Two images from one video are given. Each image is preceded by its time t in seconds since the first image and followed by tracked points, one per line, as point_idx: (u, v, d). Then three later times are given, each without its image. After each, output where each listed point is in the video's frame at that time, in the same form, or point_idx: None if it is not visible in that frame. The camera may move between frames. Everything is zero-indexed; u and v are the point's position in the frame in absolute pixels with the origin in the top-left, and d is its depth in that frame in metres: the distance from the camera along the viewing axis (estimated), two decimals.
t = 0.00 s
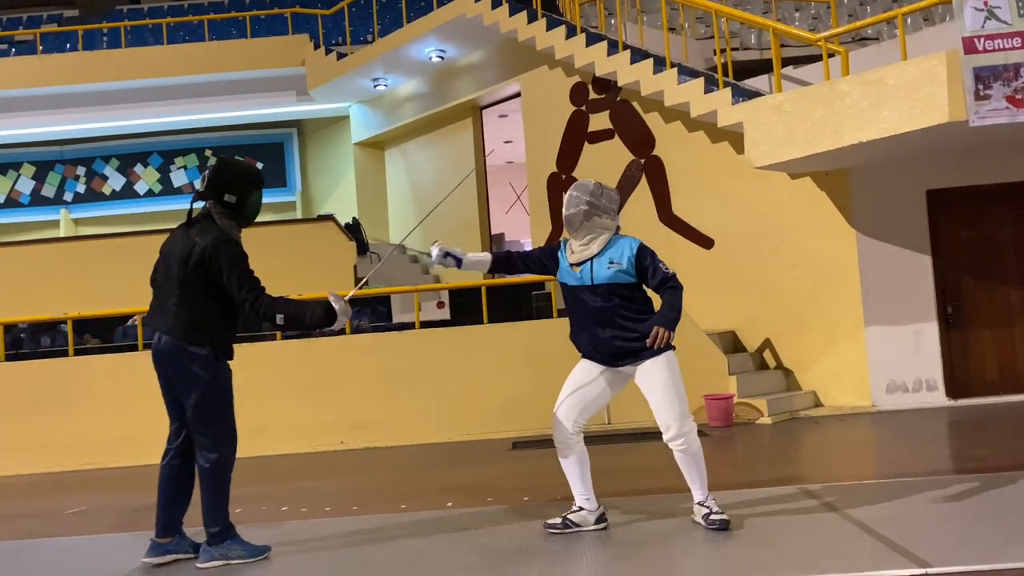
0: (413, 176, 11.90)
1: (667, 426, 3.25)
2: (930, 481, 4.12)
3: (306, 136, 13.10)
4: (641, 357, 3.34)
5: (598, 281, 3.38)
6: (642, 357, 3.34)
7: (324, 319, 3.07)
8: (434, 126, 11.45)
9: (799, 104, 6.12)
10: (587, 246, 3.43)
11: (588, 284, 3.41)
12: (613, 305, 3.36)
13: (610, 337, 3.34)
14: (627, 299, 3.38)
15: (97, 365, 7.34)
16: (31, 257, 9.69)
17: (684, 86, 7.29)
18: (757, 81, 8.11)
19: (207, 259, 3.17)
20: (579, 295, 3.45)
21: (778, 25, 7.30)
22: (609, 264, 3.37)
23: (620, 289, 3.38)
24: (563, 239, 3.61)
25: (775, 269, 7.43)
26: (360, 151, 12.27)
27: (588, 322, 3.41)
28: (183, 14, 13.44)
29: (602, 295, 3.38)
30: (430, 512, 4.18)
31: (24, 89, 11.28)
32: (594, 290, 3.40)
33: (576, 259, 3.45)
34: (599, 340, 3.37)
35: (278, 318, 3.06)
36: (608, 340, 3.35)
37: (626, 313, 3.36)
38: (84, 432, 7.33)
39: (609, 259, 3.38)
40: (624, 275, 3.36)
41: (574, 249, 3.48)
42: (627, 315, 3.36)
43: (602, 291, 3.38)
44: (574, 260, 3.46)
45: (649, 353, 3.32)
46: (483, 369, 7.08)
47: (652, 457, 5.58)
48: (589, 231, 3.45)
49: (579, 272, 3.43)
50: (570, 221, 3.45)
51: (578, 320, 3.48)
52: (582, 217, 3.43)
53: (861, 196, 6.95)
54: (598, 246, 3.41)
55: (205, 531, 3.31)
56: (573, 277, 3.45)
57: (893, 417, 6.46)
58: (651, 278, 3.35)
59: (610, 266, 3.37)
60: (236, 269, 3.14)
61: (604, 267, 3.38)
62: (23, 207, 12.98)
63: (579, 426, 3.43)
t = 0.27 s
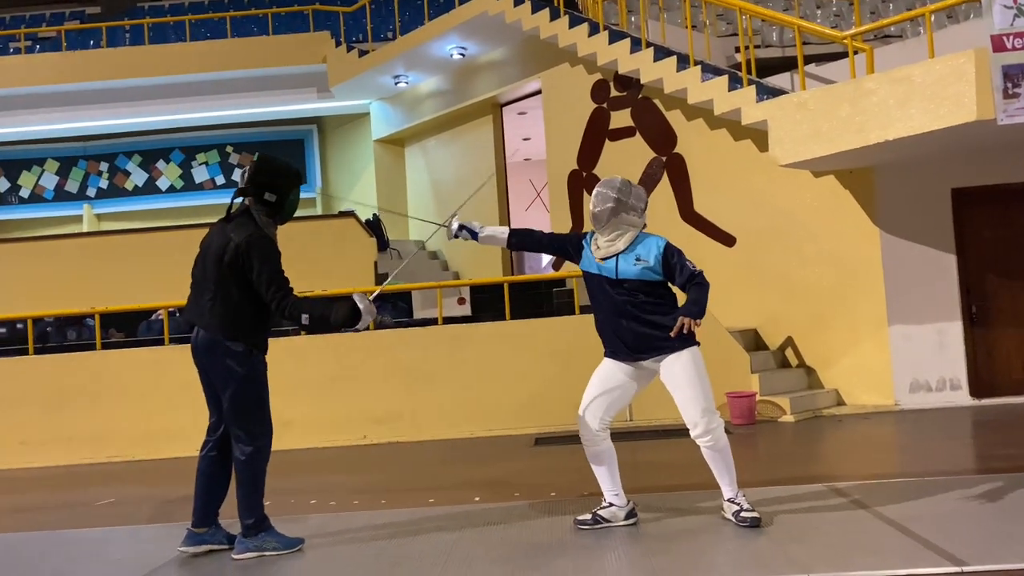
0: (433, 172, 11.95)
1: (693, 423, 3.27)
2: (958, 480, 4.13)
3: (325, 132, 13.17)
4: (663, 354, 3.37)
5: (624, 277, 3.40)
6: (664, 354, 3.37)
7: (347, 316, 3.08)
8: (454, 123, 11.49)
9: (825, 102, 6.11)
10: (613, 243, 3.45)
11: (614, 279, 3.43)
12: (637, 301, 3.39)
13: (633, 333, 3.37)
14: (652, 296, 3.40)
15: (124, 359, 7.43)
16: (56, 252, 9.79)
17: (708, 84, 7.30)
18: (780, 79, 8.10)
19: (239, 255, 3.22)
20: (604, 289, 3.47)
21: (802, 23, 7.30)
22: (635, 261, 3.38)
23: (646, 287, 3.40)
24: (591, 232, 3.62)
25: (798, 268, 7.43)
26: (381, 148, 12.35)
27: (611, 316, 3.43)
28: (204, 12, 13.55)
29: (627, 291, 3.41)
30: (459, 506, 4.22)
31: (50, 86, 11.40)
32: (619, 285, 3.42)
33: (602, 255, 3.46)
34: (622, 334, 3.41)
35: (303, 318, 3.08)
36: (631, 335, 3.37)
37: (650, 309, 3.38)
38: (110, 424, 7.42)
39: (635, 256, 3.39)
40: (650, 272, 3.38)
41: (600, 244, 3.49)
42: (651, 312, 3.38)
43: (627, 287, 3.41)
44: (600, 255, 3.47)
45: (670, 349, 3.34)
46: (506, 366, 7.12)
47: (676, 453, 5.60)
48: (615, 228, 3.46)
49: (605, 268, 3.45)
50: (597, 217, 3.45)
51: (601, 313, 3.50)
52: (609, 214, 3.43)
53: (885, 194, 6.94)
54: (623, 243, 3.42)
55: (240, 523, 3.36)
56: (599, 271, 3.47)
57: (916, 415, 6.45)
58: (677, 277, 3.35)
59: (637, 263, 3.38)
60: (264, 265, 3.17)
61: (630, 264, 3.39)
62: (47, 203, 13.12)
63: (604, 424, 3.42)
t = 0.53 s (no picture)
0: (449, 169, 11.99)
1: (715, 420, 3.29)
2: (979, 480, 4.11)
3: (342, 129, 13.24)
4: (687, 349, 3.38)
5: (648, 272, 3.41)
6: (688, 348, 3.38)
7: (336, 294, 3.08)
8: (471, 120, 11.51)
9: (844, 101, 6.09)
10: (638, 239, 3.47)
11: (638, 275, 3.44)
12: (661, 296, 3.40)
13: (655, 328, 3.38)
14: (675, 291, 3.42)
15: (144, 352, 7.50)
16: (77, 246, 9.88)
17: (727, 82, 7.30)
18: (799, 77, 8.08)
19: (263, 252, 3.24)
20: (627, 286, 3.49)
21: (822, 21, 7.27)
22: (659, 256, 3.40)
23: (670, 282, 3.41)
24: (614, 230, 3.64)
25: (816, 267, 7.42)
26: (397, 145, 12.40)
27: (634, 312, 3.44)
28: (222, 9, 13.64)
29: (651, 286, 3.42)
30: (480, 501, 4.25)
31: (70, 82, 11.51)
32: (643, 280, 3.43)
33: (626, 251, 3.48)
34: (645, 330, 3.41)
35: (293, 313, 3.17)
36: (654, 330, 3.38)
37: (672, 305, 3.40)
38: (130, 417, 7.51)
39: (660, 251, 3.41)
40: (674, 267, 3.40)
41: (624, 241, 3.51)
42: (675, 306, 3.40)
43: (651, 281, 3.42)
44: (624, 252, 3.49)
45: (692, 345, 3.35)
46: (523, 362, 7.14)
47: (693, 451, 5.61)
48: (639, 224, 3.49)
49: (629, 263, 3.46)
50: (620, 213, 3.47)
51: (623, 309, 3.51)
52: (632, 210, 3.45)
53: (904, 193, 6.91)
54: (648, 240, 3.45)
55: (263, 515, 3.39)
56: (622, 267, 3.49)
57: (934, 416, 6.43)
58: (701, 272, 3.37)
59: (661, 258, 3.40)
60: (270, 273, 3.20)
61: (654, 259, 3.41)
62: (67, 197, 13.26)
63: (625, 420, 3.43)
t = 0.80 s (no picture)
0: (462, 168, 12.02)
1: (726, 418, 3.30)
2: (990, 481, 4.10)
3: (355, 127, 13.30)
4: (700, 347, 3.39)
5: (663, 269, 3.44)
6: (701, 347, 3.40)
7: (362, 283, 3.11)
8: (484, 119, 11.54)
9: (858, 101, 6.08)
10: (654, 236, 3.49)
11: (654, 272, 3.47)
12: (675, 293, 3.42)
13: (669, 326, 3.41)
14: (691, 289, 3.43)
15: (158, 347, 7.57)
16: (92, 242, 9.97)
17: (740, 81, 7.30)
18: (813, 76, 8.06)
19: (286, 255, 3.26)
20: (644, 283, 3.51)
21: (836, 20, 7.26)
22: (675, 253, 3.42)
23: (685, 279, 3.43)
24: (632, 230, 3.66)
25: (828, 266, 7.42)
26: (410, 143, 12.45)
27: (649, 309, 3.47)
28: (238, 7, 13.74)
29: (665, 283, 3.44)
30: (489, 496, 4.28)
31: (87, 79, 11.60)
32: (659, 277, 3.46)
33: (642, 248, 3.51)
34: (661, 327, 3.43)
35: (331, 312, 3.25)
36: (669, 328, 3.41)
37: (687, 303, 3.42)
38: (145, 411, 7.58)
39: (675, 248, 3.42)
40: (689, 264, 3.41)
41: (641, 238, 3.54)
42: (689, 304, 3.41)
43: (666, 278, 3.44)
44: (641, 249, 3.52)
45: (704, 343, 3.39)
46: (534, 360, 7.17)
47: (703, 449, 5.62)
48: (656, 221, 3.49)
49: (645, 260, 3.49)
50: (637, 210, 3.49)
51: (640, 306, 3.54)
52: (648, 206, 3.46)
53: (917, 193, 6.89)
54: (664, 236, 3.46)
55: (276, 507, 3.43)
56: (639, 265, 3.51)
57: (945, 416, 6.42)
58: (715, 269, 3.39)
59: (676, 254, 3.41)
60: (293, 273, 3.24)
61: (670, 256, 3.43)
62: (83, 193, 13.38)
63: (637, 417, 3.46)
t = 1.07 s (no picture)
0: (470, 166, 12.04)
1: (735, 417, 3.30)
2: (994, 481, 4.10)
3: (365, 125, 13.36)
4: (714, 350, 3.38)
5: (677, 272, 3.43)
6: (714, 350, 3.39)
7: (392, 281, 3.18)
8: (493, 118, 11.56)
9: (866, 100, 6.07)
10: (662, 238, 3.49)
11: (666, 275, 3.46)
12: (687, 295, 3.40)
13: (683, 328, 3.38)
14: (703, 293, 3.42)
15: (168, 344, 7.64)
16: (103, 239, 10.05)
17: (748, 80, 7.30)
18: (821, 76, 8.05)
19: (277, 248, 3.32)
20: (655, 288, 3.49)
21: (844, 20, 7.24)
22: (687, 255, 3.43)
23: (697, 282, 3.42)
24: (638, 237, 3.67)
25: (836, 266, 7.41)
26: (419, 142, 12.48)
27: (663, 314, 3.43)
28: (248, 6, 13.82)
29: (678, 285, 3.42)
30: (494, 493, 4.31)
31: (99, 78, 11.69)
32: (671, 280, 3.44)
33: (653, 251, 3.51)
34: (675, 331, 3.40)
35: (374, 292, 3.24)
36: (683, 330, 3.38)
37: (700, 305, 3.41)
38: (154, 407, 7.64)
39: (687, 250, 3.44)
40: (702, 267, 3.42)
41: (649, 242, 3.54)
42: (702, 306, 3.40)
43: (679, 281, 3.42)
44: (652, 252, 3.51)
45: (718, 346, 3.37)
46: (540, 359, 7.18)
47: (708, 448, 5.63)
48: (664, 224, 3.50)
49: (657, 263, 3.48)
50: (644, 213, 3.49)
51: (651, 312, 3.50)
52: (657, 209, 3.47)
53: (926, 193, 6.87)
54: (673, 238, 3.47)
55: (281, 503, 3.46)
56: (652, 270, 3.50)
57: (952, 417, 6.40)
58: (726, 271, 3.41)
59: (689, 257, 3.42)
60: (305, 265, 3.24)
61: (682, 259, 3.43)
62: (95, 191, 13.48)
63: (642, 416, 3.45)
